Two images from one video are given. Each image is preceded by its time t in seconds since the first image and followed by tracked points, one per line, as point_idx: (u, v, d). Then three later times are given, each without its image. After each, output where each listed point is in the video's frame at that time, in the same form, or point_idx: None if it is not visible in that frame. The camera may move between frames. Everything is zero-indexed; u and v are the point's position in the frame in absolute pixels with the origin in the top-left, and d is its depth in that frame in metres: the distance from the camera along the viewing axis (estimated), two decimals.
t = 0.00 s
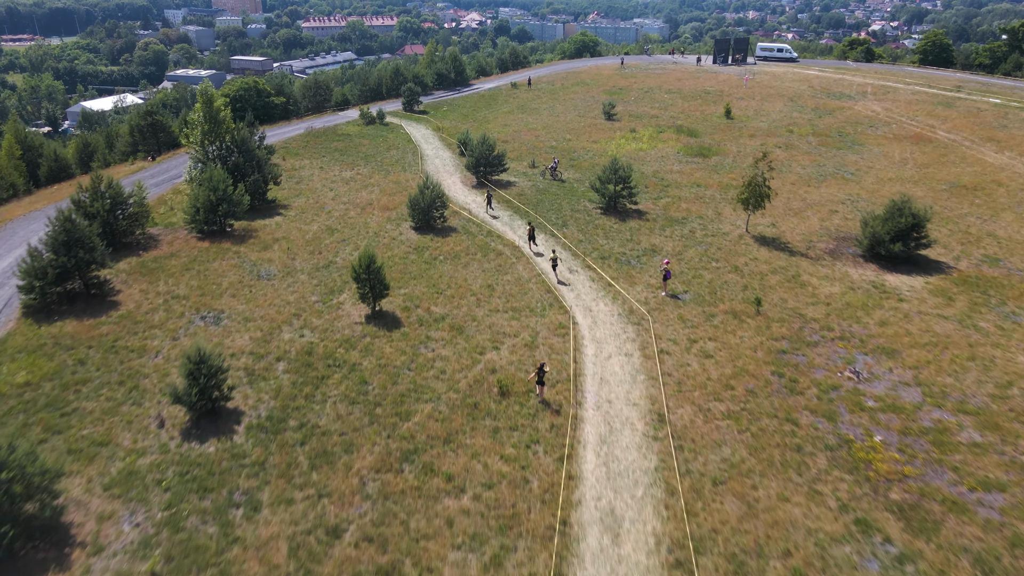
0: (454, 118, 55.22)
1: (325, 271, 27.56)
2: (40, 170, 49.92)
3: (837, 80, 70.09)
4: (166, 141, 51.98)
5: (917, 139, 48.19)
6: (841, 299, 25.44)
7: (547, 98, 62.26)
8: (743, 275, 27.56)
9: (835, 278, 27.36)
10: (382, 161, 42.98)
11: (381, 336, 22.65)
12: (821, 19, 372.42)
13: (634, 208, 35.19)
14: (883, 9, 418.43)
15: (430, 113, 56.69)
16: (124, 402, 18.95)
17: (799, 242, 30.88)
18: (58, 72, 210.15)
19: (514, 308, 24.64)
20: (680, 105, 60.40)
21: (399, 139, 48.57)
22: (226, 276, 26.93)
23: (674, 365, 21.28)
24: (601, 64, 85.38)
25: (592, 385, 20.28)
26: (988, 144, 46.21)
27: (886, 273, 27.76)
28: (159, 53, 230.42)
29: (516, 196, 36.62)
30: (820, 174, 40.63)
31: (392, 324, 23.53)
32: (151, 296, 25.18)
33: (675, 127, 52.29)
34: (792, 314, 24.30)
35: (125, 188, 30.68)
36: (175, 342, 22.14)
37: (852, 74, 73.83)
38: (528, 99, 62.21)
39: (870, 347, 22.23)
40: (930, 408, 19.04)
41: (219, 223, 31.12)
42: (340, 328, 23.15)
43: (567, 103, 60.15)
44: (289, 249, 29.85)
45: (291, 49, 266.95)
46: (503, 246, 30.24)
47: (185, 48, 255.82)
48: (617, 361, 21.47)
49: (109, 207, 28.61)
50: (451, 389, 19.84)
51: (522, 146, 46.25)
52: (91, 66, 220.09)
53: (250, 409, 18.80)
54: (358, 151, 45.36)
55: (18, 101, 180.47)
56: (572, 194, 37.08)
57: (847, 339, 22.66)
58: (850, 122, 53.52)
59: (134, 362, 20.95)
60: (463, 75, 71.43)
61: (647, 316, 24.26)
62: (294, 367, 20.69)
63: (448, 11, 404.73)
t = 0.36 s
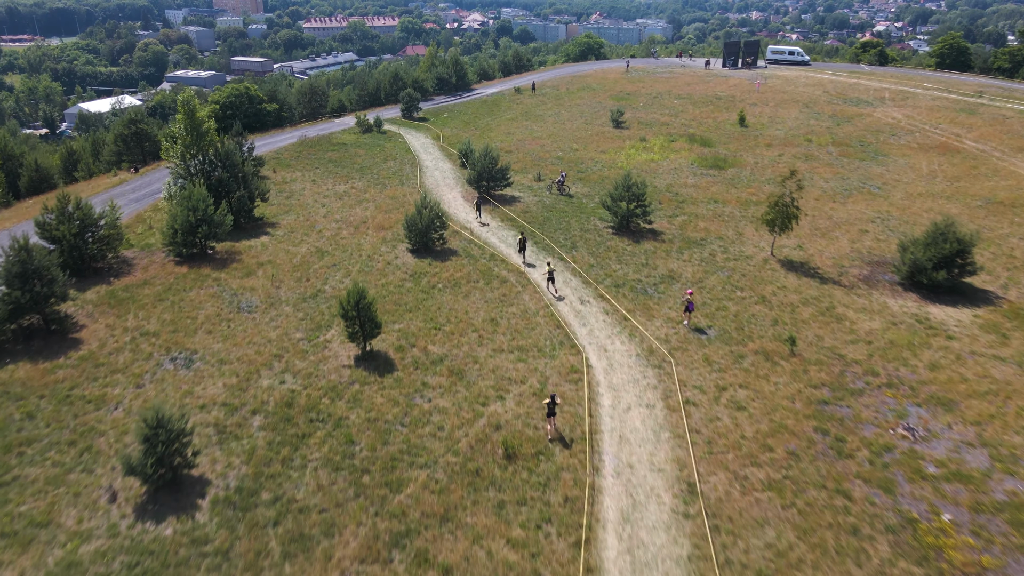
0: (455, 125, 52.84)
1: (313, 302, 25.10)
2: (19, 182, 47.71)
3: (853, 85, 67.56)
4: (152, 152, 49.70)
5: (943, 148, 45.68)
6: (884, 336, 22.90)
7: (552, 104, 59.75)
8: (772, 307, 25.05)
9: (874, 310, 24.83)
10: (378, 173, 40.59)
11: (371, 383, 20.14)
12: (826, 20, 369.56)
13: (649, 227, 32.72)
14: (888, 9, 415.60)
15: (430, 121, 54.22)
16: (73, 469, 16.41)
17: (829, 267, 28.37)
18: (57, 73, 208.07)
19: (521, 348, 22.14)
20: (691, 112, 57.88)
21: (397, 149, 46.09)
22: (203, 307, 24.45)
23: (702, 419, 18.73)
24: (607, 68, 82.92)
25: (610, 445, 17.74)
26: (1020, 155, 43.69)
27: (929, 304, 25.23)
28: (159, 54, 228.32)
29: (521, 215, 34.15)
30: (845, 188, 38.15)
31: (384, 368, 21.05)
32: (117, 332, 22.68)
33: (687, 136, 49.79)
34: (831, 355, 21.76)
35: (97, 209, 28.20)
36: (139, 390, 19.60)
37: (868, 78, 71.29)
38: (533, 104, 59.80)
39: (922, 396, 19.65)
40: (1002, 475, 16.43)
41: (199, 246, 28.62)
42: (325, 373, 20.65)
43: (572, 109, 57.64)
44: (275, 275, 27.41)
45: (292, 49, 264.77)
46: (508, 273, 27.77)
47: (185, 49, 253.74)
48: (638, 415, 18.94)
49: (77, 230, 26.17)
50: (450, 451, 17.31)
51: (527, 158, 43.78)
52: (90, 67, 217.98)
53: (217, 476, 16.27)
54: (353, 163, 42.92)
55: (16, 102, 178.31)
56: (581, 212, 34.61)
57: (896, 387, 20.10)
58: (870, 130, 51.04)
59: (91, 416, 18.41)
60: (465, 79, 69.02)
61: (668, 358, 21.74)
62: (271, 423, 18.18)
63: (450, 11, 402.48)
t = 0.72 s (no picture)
0: (467, 134, 50.45)
1: (308, 339, 22.68)
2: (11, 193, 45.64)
3: (882, 90, 64.53)
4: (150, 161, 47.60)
5: (987, 161, 42.73)
6: (950, 386, 20.19)
7: (567, 111, 57.21)
8: (819, 348, 22.40)
9: (935, 352, 22.09)
10: (385, 187, 38.24)
11: (368, 443, 17.67)
12: (843, 20, 364.55)
13: (675, 251, 30.13)
14: (907, 9, 409.66)
15: (440, 129, 51.87)
16: (15, 554, 13.94)
17: (878, 300, 25.66)
18: (69, 73, 207.36)
19: (538, 400, 19.62)
20: (714, 119, 55.18)
21: (406, 160, 43.72)
22: (186, 345, 22.06)
23: (750, 492, 16.09)
24: (624, 71, 80.26)
25: (643, 526, 15.12)
26: None
27: (995, 345, 22.46)
28: (171, 54, 227.38)
29: (536, 235, 31.64)
30: (886, 206, 35.38)
31: (383, 422, 18.57)
32: (87, 374, 20.29)
33: (711, 146, 47.12)
34: (892, 410, 19.08)
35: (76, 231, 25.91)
36: (104, 448, 17.17)
37: (897, 84, 68.18)
38: (548, 111, 57.30)
39: (1004, 464, 16.92)
40: None
41: (188, 269, 26.31)
42: (317, 427, 18.20)
43: (589, 117, 55.08)
44: (268, 305, 25.02)
45: (304, 50, 263.36)
46: (523, 305, 25.29)
47: (197, 49, 252.81)
48: (674, 487, 16.32)
49: (52, 257, 23.87)
50: (457, 533, 14.75)
51: (543, 170, 41.31)
52: (102, 67, 217.22)
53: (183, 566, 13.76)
54: (359, 175, 40.60)
55: (27, 102, 177.35)
56: (602, 232, 32.09)
57: (972, 452, 17.38)
58: (906, 140, 48.14)
59: (45, 483, 15.98)
60: (477, 84, 66.53)
61: (705, 412, 19.13)
62: (251, 495, 15.69)
63: (463, 11, 400.35)
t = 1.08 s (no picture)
0: (492, 143, 48.09)
1: (313, 382, 20.32)
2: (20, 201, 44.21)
3: (931, 98, 61.05)
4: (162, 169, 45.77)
5: None
6: None
7: (597, 119, 54.57)
8: (891, 403, 19.57)
9: None
10: (405, 202, 35.95)
11: (374, 519, 15.21)
12: (876, 21, 356.79)
13: (720, 280, 27.40)
14: (943, 9, 400.05)
15: (463, 137, 49.47)
16: None
17: (952, 344, 22.73)
18: (98, 72, 208.45)
19: (572, 465, 17.04)
20: (753, 128, 52.20)
21: (426, 171, 41.39)
22: (178, 387, 19.79)
23: None
24: (655, 76, 77.34)
25: None
26: None
27: None
28: (198, 54, 227.98)
29: (566, 259, 29.08)
30: (948, 229, 32.33)
31: (392, 491, 16.11)
32: (64, 423, 18.04)
33: (751, 158, 44.22)
34: (988, 488, 16.20)
35: (65, 254, 23.90)
36: (72, 519, 14.85)
37: (946, 91, 64.60)
38: (576, 119, 54.73)
39: None
40: None
41: (187, 294, 24.07)
42: (315, 496, 15.78)
43: (620, 125, 52.39)
44: (272, 339, 22.72)
45: (330, 49, 262.99)
46: (552, 343, 22.75)
47: (224, 48, 253.37)
48: None
49: (37, 284, 21.79)
50: None
51: (571, 184, 38.73)
52: (130, 66, 218.13)
53: None
54: (377, 188, 38.30)
55: (55, 100, 178.10)
56: (638, 257, 29.48)
57: None
58: (963, 152, 44.86)
59: None
60: (503, 89, 63.93)
61: (765, 485, 16.42)
62: None
63: (489, 11, 398.62)
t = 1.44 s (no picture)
0: (520, 153, 45.71)
1: (318, 437, 17.97)
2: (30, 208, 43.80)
3: (987, 106, 57.45)
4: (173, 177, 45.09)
5: None
6: None
7: (630, 128, 51.88)
8: (987, 478, 16.72)
9: None
10: (427, 219, 33.69)
11: None
12: (914, 22, 348.31)
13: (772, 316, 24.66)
14: (983, 10, 389.62)
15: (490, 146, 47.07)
16: None
17: None
18: (129, 72, 209.87)
19: (614, 553, 14.45)
20: (798, 139, 49.22)
21: (451, 183, 39.07)
22: (167, 441, 17.54)
23: None
24: (690, 80, 74.32)
25: None
26: None
27: None
28: (227, 53, 228.75)
29: (601, 288, 26.53)
30: None
31: None
32: (34, 484, 15.81)
33: (797, 173, 41.25)
34: None
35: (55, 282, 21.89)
36: None
37: (1002, 98, 60.90)
38: (609, 127, 52.16)
39: None
40: None
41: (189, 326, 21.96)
42: None
43: (655, 135, 49.68)
44: (276, 380, 20.45)
45: (358, 49, 262.69)
46: (587, 392, 20.21)
47: (253, 48, 254.15)
48: None
49: (24, 314, 19.66)
50: None
51: (605, 201, 36.17)
52: (161, 65, 219.42)
53: None
54: (398, 202, 36.05)
55: (87, 100, 179.29)
56: (680, 287, 26.85)
57: None
58: None
59: None
60: (532, 94, 61.27)
61: None
62: None
63: (517, 11, 396.57)
